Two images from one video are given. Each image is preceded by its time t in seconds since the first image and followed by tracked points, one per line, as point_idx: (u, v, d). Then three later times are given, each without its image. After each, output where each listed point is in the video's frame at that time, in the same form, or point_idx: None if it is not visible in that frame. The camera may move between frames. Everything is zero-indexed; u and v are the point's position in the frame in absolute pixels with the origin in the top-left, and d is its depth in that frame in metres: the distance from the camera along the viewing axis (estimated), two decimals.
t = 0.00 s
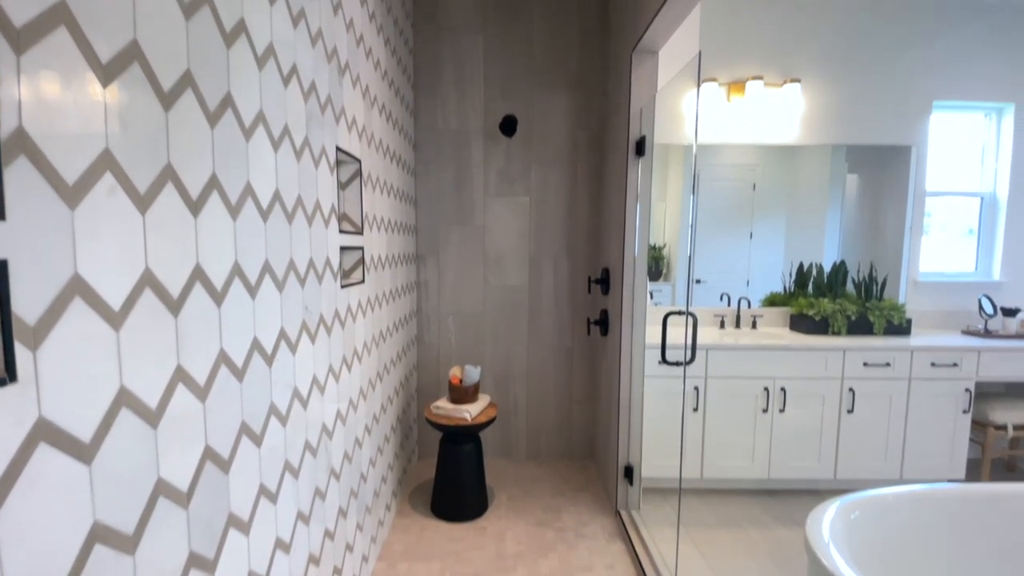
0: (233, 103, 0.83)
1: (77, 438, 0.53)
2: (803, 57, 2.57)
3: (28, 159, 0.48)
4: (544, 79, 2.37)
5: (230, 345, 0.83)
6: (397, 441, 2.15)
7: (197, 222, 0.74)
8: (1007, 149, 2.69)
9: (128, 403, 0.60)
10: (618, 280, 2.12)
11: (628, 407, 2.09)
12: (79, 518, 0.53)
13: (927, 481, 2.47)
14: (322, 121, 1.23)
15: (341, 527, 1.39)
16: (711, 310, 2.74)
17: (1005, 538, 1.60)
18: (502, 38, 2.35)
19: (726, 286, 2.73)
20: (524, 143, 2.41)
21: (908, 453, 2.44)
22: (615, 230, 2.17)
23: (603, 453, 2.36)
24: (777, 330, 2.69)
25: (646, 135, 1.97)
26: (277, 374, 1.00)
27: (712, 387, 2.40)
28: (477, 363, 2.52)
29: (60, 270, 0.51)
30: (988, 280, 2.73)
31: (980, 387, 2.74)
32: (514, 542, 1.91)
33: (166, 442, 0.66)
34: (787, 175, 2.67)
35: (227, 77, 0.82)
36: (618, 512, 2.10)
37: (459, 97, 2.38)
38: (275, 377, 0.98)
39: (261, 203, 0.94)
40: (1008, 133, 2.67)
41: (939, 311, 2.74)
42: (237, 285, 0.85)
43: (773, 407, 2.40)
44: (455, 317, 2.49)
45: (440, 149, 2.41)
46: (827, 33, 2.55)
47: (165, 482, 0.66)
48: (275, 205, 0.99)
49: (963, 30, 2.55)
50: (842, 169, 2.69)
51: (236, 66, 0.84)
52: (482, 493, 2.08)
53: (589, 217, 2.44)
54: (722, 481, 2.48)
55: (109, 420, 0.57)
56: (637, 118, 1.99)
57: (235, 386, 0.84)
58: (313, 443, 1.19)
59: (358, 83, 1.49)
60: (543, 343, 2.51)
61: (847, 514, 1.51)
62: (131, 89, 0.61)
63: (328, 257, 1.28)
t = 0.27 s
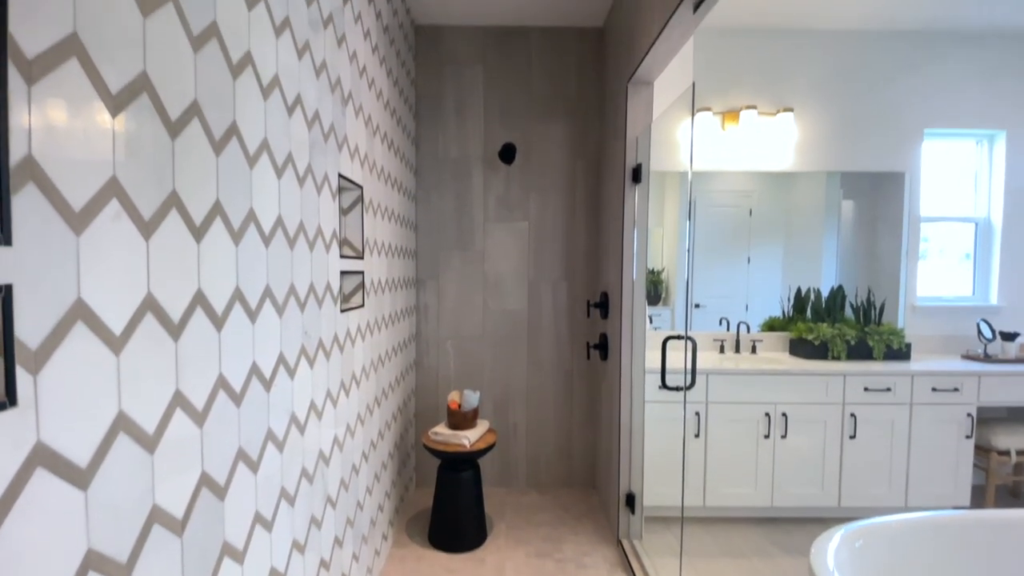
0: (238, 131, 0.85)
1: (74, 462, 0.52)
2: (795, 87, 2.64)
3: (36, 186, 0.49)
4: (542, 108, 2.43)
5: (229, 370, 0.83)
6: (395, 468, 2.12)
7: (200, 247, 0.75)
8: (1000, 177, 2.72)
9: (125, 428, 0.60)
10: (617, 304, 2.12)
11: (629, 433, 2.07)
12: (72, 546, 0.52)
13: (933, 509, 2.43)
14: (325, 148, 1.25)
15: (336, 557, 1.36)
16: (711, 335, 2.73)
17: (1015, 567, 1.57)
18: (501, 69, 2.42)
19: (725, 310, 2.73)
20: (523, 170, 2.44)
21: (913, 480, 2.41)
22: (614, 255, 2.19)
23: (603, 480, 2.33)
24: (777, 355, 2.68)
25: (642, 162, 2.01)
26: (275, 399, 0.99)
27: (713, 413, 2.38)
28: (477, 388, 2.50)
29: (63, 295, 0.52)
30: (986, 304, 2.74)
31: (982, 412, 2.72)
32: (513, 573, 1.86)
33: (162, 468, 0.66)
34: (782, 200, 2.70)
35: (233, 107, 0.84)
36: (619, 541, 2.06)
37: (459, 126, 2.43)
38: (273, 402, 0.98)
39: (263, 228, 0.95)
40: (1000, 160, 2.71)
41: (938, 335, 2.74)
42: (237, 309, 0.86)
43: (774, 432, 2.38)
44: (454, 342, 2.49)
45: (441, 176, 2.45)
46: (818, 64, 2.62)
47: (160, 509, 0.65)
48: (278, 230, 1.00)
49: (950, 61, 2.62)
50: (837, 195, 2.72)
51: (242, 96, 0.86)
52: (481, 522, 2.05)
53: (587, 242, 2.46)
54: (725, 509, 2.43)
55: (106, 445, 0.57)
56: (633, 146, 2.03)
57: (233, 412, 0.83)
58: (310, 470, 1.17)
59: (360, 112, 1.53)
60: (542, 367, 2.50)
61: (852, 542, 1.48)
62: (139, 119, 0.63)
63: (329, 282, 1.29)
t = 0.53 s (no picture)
0: (243, 159, 0.87)
1: (68, 489, 0.52)
2: (788, 116, 2.69)
3: (42, 213, 0.50)
4: (541, 137, 2.47)
5: (227, 395, 0.82)
6: (392, 497, 2.08)
7: (202, 272, 0.76)
8: (993, 203, 2.76)
9: (121, 454, 0.59)
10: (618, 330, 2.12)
11: (630, 460, 2.04)
12: None
13: (942, 538, 2.38)
14: (328, 175, 1.27)
15: None
16: (711, 360, 2.72)
17: None
18: (500, 99, 2.47)
19: (725, 335, 2.73)
20: (522, 196, 2.47)
21: (920, 508, 2.36)
22: (613, 280, 2.19)
23: (605, 509, 2.28)
24: (778, 380, 2.67)
25: (638, 190, 2.06)
26: (273, 425, 0.98)
27: (715, 440, 2.35)
28: (476, 414, 2.48)
29: (65, 319, 0.52)
30: (986, 329, 2.73)
31: (987, 438, 2.69)
32: None
33: (157, 496, 0.65)
34: (779, 226, 2.73)
35: (238, 136, 0.86)
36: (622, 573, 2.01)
37: (459, 153, 2.47)
38: (270, 429, 0.97)
39: (265, 254, 0.96)
40: (993, 186, 2.75)
41: (939, 360, 2.73)
42: (237, 335, 0.86)
43: (778, 459, 2.35)
44: (453, 367, 2.47)
45: (441, 202, 2.48)
46: (810, 94, 2.68)
47: (153, 538, 0.64)
48: (279, 256, 1.01)
49: (938, 91, 2.69)
50: (833, 220, 2.75)
51: (247, 125, 0.88)
52: (481, 552, 2.00)
53: (586, 267, 2.48)
54: (729, 539, 2.38)
55: (101, 472, 0.56)
56: (631, 173, 2.08)
57: (230, 438, 0.83)
58: (306, 498, 1.15)
59: (363, 141, 1.56)
60: (542, 393, 2.48)
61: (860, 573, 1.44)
62: (146, 147, 0.64)
63: (328, 307, 1.29)
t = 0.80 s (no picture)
0: (246, 184, 0.88)
1: (61, 516, 0.51)
2: (783, 141, 2.74)
3: (47, 237, 0.50)
4: (540, 162, 2.51)
5: (224, 419, 0.81)
6: (390, 524, 2.04)
7: (203, 295, 0.76)
8: (989, 227, 2.77)
9: (116, 480, 0.58)
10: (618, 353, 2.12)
11: (632, 486, 2.01)
12: None
13: (952, 567, 2.32)
14: (330, 200, 1.29)
15: None
16: (712, 384, 2.71)
17: None
18: (500, 125, 2.52)
19: (725, 359, 2.72)
20: (521, 220, 2.50)
21: (928, 536, 2.31)
22: (613, 303, 2.20)
23: (607, 537, 2.24)
24: (780, 404, 2.64)
25: (637, 214, 2.07)
26: (269, 450, 0.97)
27: (717, 465, 2.32)
28: (475, 439, 2.45)
29: (65, 342, 0.52)
30: (988, 351, 2.72)
31: (992, 463, 2.65)
32: None
33: (150, 523, 0.64)
34: (777, 249, 2.75)
35: (243, 161, 0.87)
36: None
37: (460, 178, 2.51)
38: (267, 453, 0.96)
39: (266, 277, 0.96)
40: (987, 210, 2.77)
41: (941, 383, 2.71)
42: (236, 358, 0.85)
43: (782, 485, 2.31)
44: (452, 391, 2.45)
45: (441, 226, 2.50)
46: (804, 120, 2.74)
47: (145, 567, 0.63)
48: (280, 279, 1.02)
49: (929, 117, 2.74)
50: (830, 244, 2.77)
51: (251, 151, 0.90)
52: None
53: (586, 290, 2.48)
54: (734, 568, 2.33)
55: (95, 498, 0.55)
56: (629, 198, 2.10)
57: (226, 463, 0.81)
58: (302, 526, 1.13)
59: (365, 166, 1.58)
60: (542, 417, 2.45)
61: None
62: (151, 172, 0.65)
63: (328, 329, 1.29)
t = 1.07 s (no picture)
0: (249, 210, 0.89)
1: (52, 547, 0.50)
2: (779, 167, 2.77)
3: (50, 263, 0.50)
4: (539, 187, 2.54)
5: (220, 446, 0.80)
6: (387, 554, 1.99)
7: (202, 320, 0.76)
8: (986, 250, 2.78)
9: (109, 509, 0.57)
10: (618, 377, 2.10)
11: (635, 514, 1.96)
12: None
13: None
14: (332, 225, 1.30)
15: None
16: (715, 409, 2.69)
17: None
18: (500, 152, 2.56)
19: (727, 383, 2.70)
20: (521, 244, 2.51)
21: (938, 566, 2.26)
22: (613, 327, 2.19)
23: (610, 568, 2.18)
24: (783, 430, 2.61)
25: (636, 238, 2.08)
26: (266, 477, 0.95)
27: (721, 493, 2.28)
28: (475, 465, 2.41)
29: (63, 369, 0.52)
30: (990, 376, 2.70)
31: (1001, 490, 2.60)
32: None
33: (143, 554, 0.62)
34: (775, 273, 2.77)
35: (246, 188, 0.88)
36: None
37: (460, 203, 2.53)
38: (263, 481, 0.94)
39: (266, 302, 0.96)
40: (984, 234, 2.79)
41: (945, 409, 2.69)
42: (234, 384, 0.85)
43: (788, 513, 2.27)
44: (451, 416, 2.43)
45: (442, 250, 2.51)
46: (799, 147, 2.78)
47: None
48: (280, 303, 1.02)
49: (923, 143, 2.78)
50: (829, 267, 2.78)
51: (255, 177, 0.91)
52: None
53: (586, 314, 2.48)
54: None
55: (87, 528, 0.54)
56: (627, 222, 2.12)
57: (221, 491, 0.80)
58: (297, 557, 1.10)
59: (367, 191, 1.60)
60: (543, 443, 2.42)
61: None
62: (156, 199, 0.66)
63: (327, 355, 1.29)
